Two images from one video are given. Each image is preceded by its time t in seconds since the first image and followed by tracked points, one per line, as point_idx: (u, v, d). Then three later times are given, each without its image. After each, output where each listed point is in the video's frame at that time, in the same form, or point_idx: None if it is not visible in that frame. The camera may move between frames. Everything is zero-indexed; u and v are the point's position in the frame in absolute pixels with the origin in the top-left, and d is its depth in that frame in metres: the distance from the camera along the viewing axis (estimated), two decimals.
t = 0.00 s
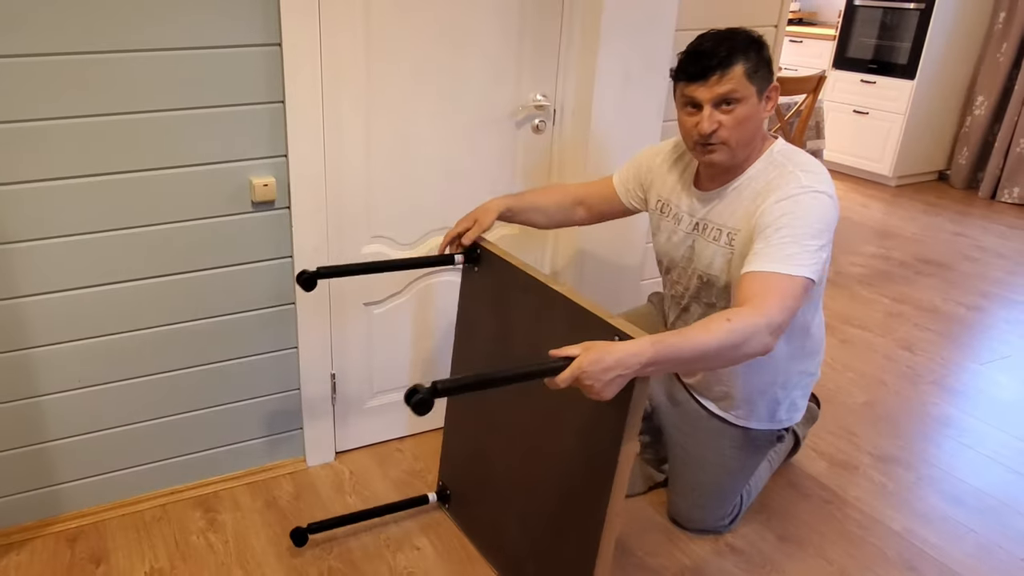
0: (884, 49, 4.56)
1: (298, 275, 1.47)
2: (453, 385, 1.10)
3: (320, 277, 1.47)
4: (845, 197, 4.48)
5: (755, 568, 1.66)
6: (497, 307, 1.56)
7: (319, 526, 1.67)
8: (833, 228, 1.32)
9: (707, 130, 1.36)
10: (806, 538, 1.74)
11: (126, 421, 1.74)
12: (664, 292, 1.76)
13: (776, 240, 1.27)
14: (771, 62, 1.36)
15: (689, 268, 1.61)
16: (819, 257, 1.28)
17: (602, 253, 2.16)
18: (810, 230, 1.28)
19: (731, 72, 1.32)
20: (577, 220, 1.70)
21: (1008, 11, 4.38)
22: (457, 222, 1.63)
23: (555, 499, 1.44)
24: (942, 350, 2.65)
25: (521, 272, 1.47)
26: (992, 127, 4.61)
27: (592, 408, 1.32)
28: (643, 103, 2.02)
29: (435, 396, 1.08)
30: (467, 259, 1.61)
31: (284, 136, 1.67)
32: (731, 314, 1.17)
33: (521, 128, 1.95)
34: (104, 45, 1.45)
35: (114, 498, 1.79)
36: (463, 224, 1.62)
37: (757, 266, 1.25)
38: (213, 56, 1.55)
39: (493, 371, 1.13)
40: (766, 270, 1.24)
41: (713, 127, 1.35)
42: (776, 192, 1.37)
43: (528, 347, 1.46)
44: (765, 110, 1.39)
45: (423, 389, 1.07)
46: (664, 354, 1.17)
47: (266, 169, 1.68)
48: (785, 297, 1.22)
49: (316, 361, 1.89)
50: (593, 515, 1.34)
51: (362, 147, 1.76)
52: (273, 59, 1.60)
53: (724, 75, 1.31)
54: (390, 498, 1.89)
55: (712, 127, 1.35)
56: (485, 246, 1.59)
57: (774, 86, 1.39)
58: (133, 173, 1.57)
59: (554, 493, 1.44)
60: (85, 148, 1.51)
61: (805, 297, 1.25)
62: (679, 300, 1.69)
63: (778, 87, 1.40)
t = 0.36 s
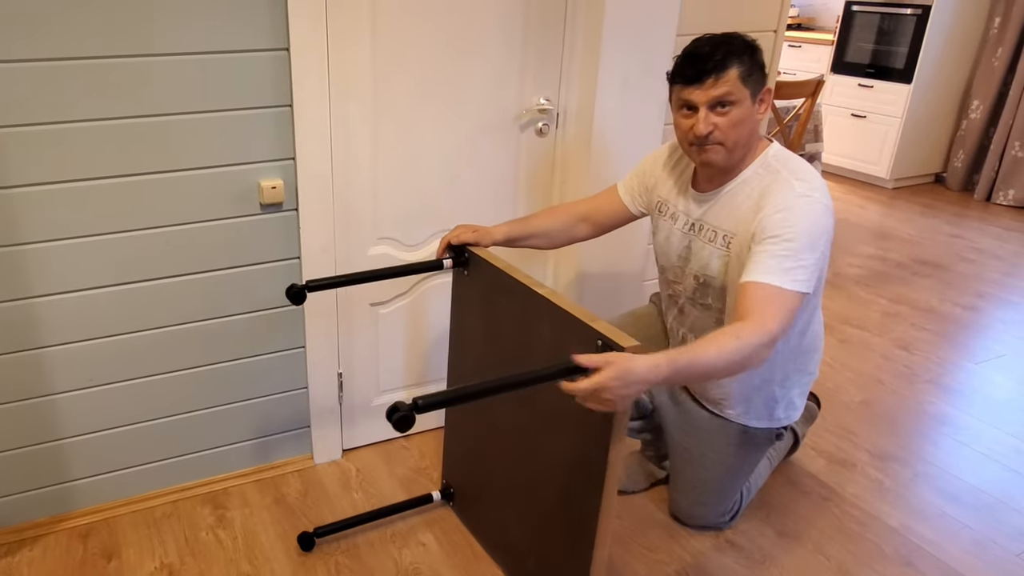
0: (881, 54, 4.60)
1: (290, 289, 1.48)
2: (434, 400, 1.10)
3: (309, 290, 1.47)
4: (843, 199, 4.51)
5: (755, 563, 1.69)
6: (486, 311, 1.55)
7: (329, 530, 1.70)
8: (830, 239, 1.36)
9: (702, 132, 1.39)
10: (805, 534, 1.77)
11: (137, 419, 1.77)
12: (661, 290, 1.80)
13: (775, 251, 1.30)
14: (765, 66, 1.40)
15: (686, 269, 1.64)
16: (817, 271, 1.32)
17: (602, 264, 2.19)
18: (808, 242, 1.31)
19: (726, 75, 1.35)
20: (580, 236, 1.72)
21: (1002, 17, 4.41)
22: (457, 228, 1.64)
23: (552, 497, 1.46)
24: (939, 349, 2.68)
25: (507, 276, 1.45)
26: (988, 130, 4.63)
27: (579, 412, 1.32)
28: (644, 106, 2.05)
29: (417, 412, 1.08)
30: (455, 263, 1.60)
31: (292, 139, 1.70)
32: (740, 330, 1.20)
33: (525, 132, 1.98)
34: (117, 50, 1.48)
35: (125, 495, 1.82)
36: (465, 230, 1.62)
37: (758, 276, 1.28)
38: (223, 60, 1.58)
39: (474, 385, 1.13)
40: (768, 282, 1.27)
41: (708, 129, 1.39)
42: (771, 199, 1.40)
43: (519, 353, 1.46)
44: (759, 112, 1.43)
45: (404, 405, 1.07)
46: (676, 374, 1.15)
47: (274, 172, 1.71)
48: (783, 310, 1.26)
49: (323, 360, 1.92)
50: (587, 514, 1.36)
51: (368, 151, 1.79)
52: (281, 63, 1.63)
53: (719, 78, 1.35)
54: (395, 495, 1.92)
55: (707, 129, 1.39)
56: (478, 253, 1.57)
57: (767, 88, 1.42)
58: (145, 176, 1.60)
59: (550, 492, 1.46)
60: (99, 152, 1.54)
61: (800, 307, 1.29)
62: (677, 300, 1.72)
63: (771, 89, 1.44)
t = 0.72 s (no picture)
0: (878, 58, 4.63)
1: (287, 297, 1.50)
2: (427, 408, 1.12)
3: (306, 298, 1.50)
4: (841, 201, 4.55)
5: (754, 558, 1.71)
6: (485, 313, 1.57)
7: (333, 531, 1.72)
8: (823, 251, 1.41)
9: (689, 139, 1.40)
10: (804, 530, 1.80)
11: (146, 417, 1.79)
12: (655, 289, 1.83)
13: (771, 271, 1.36)
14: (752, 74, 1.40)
15: (679, 273, 1.67)
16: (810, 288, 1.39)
17: (603, 267, 2.22)
18: (802, 260, 1.37)
19: (712, 84, 1.36)
20: (574, 239, 1.74)
21: (999, 22, 4.45)
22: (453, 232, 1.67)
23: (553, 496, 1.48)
24: (936, 349, 2.71)
25: (503, 279, 1.47)
26: (985, 133, 4.66)
27: (576, 412, 1.35)
28: (646, 109, 2.08)
29: (412, 420, 1.10)
30: (452, 266, 1.63)
31: (299, 142, 1.72)
32: (738, 358, 1.28)
33: (528, 135, 2.01)
34: (127, 55, 1.51)
35: (134, 492, 1.85)
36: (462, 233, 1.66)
37: (756, 297, 1.35)
38: (232, 65, 1.60)
39: (466, 391, 1.16)
40: (766, 304, 1.35)
41: (695, 137, 1.40)
42: (762, 212, 1.42)
43: (517, 355, 1.48)
44: (746, 120, 1.43)
45: (398, 414, 1.09)
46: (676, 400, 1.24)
47: (281, 174, 1.74)
48: (779, 329, 1.34)
49: (330, 360, 1.94)
50: (588, 510, 1.37)
51: (373, 155, 1.82)
52: (288, 67, 1.65)
53: (706, 86, 1.36)
54: (399, 492, 1.94)
55: (695, 137, 1.40)
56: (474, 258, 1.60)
57: (756, 96, 1.43)
58: (155, 178, 1.63)
59: (551, 492, 1.48)
60: (109, 154, 1.57)
61: (793, 321, 1.38)
62: (670, 303, 1.75)
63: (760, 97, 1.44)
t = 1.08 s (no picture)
0: (876, 62, 4.67)
1: (293, 299, 1.52)
2: (429, 410, 1.14)
3: (311, 299, 1.52)
4: (839, 203, 4.58)
5: (754, 554, 1.74)
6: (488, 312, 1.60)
7: (339, 528, 1.75)
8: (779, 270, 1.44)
9: (625, 179, 1.43)
10: (803, 526, 1.83)
11: (155, 416, 1.82)
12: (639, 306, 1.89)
13: (732, 298, 1.40)
14: (688, 112, 1.40)
15: (654, 298, 1.71)
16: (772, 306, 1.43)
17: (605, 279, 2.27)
18: (761, 285, 1.40)
19: (643, 129, 1.36)
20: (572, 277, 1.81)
21: (994, 27, 4.48)
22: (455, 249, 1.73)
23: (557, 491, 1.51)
24: (933, 349, 2.74)
25: (504, 280, 1.50)
26: (980, 136, 4.69)
27: (576, 410, 1.37)
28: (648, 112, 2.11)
29: (414, 421, 1.12)
30: (455, 267, 1.66)
31: (306, 144, 1.75)
32: (713, 399, 1.32)
33: (531, 137, 2.04)
34: (139, 61, 1.54)
35: (144, 489, 1.88)
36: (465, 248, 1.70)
37: (722, 328, 1.39)
38: (242, 69, 1.63)
39: (467, 393, 1.19)
40: (733, 333, 1.38)
41: (630, 177, 1.42)
42: (716, 245, 1.46)
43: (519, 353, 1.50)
44: (684, 157, 1.44)
45: (402, 414, 1.11)
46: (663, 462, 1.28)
47: (289, 177, 1.77)
48: (748, 354, 1.39)
49: (337, 360, 1.97)
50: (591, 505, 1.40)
51: (379, 159, 1.85)
52: (295, 72, 1.68)
53: (635, 133, 1.36)
54: (405, 489, 1.97)
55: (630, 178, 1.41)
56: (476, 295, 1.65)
57: (694, 133, 1.42)
58: (166, 180, 1.66)
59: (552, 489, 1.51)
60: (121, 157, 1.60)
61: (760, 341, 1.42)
62: (654, 321, 1.80)
63: (700, 133, 1.43)
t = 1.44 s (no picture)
0: (873, 67, 4.70)
1: (302, 298, 1.55)
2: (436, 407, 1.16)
3: (319, 300, 1.55)
4: (837, 205, 4.61)
5: (754, 551, 1.77)
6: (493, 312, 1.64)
7: (345, 525, 1.78)
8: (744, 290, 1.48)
9: (591, 219, 1.49)
10: (802, 523, 1.85)
11: (164, 414, 1.85)
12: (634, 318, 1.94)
13: (693, 325, 1.42)
14: (647, 155, 1.44)
15: (643, 317, 1.78)
16: (734, 331, 1.45)
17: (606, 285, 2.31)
18: (723, 309, 1.42)
19: (602, 175, 1.42)
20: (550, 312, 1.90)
21: (990, 31, 4.51)
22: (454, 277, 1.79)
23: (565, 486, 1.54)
24: (929, 348, 2.77)
25: (509, 280, 1.53)
26: (976, 139, 4.72)
27: (578, 410, 1.41)
28: (650, 114, 2.14)
29: (421, 418, 1.14)
30: (461, 267, 1.69)
31: (313, 146, 1.78)
32: (686, 429, 1.37)
33: (535, 140, 2.07)
34: (150, 65, 1.57)
35: (154, 487, 1.91)
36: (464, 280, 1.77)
37: (687, 354, 1.42)
38: (251, 73, 1.66)
39: (472, 390, 1.22)
40: (696, 358, 1.41)
41: (596, 218, 1.48)
42: (678, 274, 1.49)
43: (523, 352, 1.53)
44: (647, 196, 1.49)
45: (408, 412, 1.14)
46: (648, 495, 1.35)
47: (296, 179, 1.80)
48: (716, 376, 1.42)
49: (343, 359, 2.00)
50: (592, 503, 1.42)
51: (385, 162, 1.87)
52: (303, 75, 1.71)
53: (594, 180, 1.43)
54: (410, 485, 2.00)
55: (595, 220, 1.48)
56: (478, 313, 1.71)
57: (655, 173, 1.47)
58: (175, 182, 1.68)
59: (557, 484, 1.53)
60: (131, 159, 1.62)
61: (728, 361, 1.45)
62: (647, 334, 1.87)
63: (660, 172, 1.48)
